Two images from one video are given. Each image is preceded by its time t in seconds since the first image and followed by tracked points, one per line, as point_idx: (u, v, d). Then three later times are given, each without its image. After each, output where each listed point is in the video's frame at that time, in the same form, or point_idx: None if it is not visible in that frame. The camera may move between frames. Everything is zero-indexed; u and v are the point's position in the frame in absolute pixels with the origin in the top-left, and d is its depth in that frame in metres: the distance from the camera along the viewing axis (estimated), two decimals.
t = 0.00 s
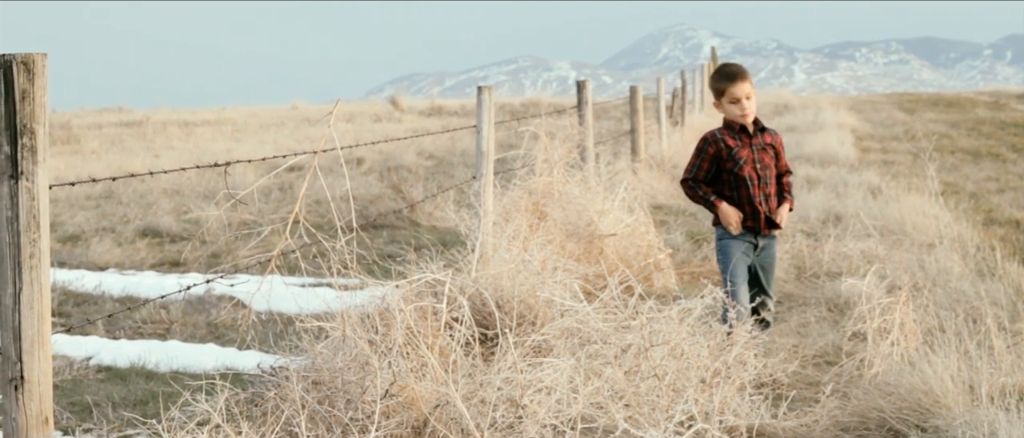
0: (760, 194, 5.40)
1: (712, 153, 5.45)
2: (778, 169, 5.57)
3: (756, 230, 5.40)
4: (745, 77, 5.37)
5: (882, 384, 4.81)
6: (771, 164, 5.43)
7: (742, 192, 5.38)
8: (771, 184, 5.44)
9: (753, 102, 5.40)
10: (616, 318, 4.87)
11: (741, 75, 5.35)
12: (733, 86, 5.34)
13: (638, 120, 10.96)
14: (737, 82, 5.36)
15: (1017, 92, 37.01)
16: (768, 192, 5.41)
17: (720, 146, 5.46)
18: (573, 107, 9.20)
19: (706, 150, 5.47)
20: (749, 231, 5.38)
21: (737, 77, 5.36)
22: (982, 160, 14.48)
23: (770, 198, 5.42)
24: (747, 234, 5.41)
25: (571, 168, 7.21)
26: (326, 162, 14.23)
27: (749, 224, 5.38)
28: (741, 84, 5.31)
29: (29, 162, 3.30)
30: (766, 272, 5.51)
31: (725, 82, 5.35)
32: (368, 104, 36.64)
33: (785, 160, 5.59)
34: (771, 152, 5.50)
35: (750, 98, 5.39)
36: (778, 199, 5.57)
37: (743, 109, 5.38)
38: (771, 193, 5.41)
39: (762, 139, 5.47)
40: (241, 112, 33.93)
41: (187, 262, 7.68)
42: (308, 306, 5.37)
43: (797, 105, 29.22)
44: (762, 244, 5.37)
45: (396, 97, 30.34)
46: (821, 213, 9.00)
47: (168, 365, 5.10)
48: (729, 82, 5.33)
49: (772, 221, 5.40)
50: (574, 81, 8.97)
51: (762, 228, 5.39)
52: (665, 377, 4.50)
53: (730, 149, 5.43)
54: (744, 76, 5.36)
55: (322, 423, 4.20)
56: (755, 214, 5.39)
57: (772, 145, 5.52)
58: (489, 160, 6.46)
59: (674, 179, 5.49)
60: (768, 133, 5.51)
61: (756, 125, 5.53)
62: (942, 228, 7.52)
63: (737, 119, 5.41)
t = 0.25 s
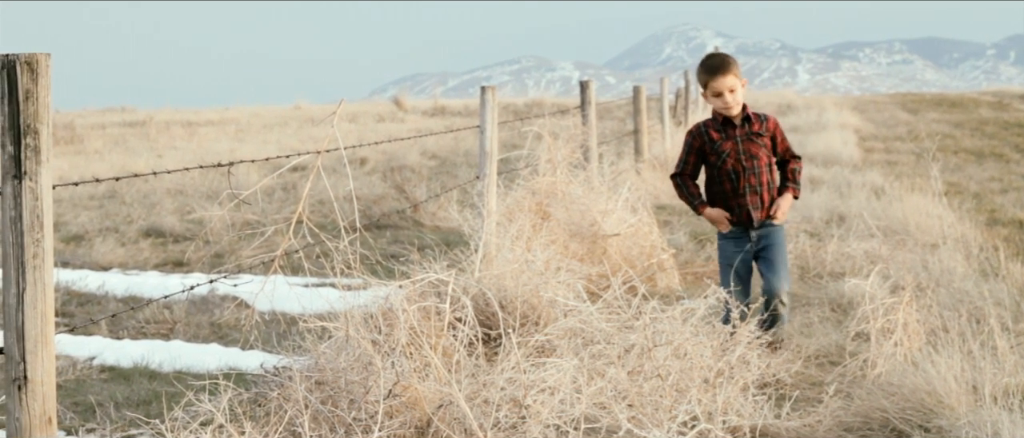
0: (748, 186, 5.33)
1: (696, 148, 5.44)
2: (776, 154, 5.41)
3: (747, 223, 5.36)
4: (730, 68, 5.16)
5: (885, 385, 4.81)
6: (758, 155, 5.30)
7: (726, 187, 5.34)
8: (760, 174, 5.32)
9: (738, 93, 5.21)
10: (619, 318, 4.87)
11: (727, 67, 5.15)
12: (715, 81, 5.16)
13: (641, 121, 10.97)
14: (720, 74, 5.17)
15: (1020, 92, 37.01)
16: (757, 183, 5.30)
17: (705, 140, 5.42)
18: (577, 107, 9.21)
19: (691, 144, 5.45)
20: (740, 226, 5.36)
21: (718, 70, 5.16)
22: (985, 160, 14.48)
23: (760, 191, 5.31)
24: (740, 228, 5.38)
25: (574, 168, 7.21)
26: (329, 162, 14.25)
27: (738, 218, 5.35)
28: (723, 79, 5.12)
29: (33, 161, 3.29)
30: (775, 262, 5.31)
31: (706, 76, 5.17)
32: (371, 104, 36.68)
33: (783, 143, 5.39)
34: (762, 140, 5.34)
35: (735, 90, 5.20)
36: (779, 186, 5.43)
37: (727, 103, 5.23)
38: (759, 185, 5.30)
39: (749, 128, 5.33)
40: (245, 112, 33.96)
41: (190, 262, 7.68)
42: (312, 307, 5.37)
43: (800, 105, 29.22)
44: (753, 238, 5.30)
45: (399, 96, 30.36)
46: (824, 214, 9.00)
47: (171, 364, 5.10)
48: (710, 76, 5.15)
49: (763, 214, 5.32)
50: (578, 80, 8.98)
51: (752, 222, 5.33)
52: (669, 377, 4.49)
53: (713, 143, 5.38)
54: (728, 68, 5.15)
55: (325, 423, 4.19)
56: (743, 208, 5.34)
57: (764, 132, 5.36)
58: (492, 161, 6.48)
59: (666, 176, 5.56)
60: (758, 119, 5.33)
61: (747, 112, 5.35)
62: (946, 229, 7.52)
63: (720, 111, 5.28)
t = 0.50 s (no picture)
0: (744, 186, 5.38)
1: (691, 152, 5.54)
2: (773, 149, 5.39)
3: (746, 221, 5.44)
4: (732, 73, 5.20)
5: (885, 385, 4.81)
6: (749, 154, 5.32)
7: (721, 189, 5.44)
8: (754, 173, 5.36)
9: (735, 96, 5.25)
10: (619, 318, 4.87)
11: (728, 73, 5.18)
12: (714, 83, 5.20)
13: (641, 121, 10.98)
14: (721, 77, 5.20)
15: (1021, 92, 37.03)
16: (750, 183, 5.35)
17: (698, 143, 5.51)
18: (577, 107, 9.22)
19: (686, 149, 5.56)
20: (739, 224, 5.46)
21: (716, 73, 5.20)
22: (986, 160, 14.48)
23: (755, 189, 5.36)
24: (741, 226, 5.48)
25: (575, 168, 7.22)
26: (330, 162, 14.28)
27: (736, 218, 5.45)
28: (724, 82, 5.16)
29: (32, 162, 3.29)
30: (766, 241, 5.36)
31: (705, 78, 5.21)
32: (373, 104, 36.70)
33: (780, 136, 5.36)
34: (754, 137, 5.35)
35: (734, 94, 5.23)
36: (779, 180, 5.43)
37: (722, 106, 5.26)
38: (753, 184, 5.35)
39: (740, 128, 5.35)
40: (245, 112, 33.98)
41: (191, 262, 7.69)
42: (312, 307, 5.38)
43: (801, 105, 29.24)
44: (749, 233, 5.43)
45: (400, 96, 30.39)
46: (825, 214, 9.01)
47: (171, 364, 5.10)
48: (709, 78, 5.19)
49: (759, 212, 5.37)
50: (578, 81, 8.99)
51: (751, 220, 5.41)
52: (669, 377, 4.49)
53: (705, 146, 5.46)
54: (729, 73, 5.18)
55: (326, 423, 4.18)
56: (741, 207, 5.42)
57: (756, 129, 5.36)
58: (492, 160, 6.49)
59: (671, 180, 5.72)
60: (749, 118, 5.33)
61: (740, 110, 5.36)
62: (946, 229, 7.53)
63: (713, 113, 5.32)
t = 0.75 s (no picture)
0: (756, 196, 5.30)
1: (703, 161, 5.46)
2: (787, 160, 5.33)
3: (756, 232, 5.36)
4: (748, 76, 5.12)
5: (886, 385, 4.81)
6: (764, 164, 5.25)
7: (733, 199, 5.35)
8: (767, 183, 5.29)
9: (751, 101, 5.17)
10: (620, 318, 4.87)
11: (744, 76, 5.10)
12: (730, 86, 5.12)
13: (642, 121, 10.98)
14: (736, 80, 5.13)
15: (1021, 92, 37.04)
16: (763, 193, 5.28)
17: (711, 152, 5.43)
18: (577, 107, 9.23)
19: (698, 158, 5.48)
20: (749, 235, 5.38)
21: (733, 76, 5.12)
22: (986, 160, 14.47)
23: (767, 200, 5.28)
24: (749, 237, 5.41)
25: (575, 168, 7.22)
26: (331, 162, 14.28)
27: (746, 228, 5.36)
28: (739, 85, 5.08)
29: (33, 162, 3.29)
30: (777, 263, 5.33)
31: (721, 80, 5.13)
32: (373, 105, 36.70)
33: (794, 147, 5.30)
34: (768, 147, 5.29)
35: (749, 99, 5.16)
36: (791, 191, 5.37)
37: (737, 110, 5.18)
38: (766, 194, 5.27)
39: (755, 137, 5.29)
40: (246, 112, 33.99)
41: (191, 262, 7.69)
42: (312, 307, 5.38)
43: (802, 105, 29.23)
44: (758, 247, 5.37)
45: (400, 96, 30.39)
46: (825, 214, 9.01)
47: (172, 364, 5.10)
48: (725, 81, 5.11)
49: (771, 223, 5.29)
50: (578, 81, 9.00)
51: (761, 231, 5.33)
52: (669, 377, 4.49)
53: (718, 154, 5.39)
54: (745, 76, 5.11)
55: (326, 424, 4.18)
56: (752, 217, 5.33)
57: (771, 138, 5.30)
58: (493, 160, 6.49)
59: (679, 190, 5.65)
60: (764, 126, 5.27)
61: (755, 119, 5.30)
62: (946, 229, 7.53)
63: (729, 118, 5.24)
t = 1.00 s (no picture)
0: (781, 210, 5.11)
1: (730, 165, 5.16)
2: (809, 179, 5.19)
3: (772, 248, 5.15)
4: (794, 80, 4.96)
5: (886, 385, 4.81)
6: (797, 178, 5.08)
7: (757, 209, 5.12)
8: (794, 199, 5.11)
9: (793, 108, 5.00)
10: (620, 318, 4.88)
11: (794, 80, 4.93)
12: (778, 86, 4.94)
13: (642, 121, 10.99)
14: (782, 83, 4.95)
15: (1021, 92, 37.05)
16: (790, 208, 5.10)
17: (741, 157, 5.15)
18: (578, 107, 9.23)
19: (726, 160, 5.17)
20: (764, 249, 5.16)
21: (781, 79, 4.93)
22: (987, 160, 14.47)
23: (792, 216, 5.10)
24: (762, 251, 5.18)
25: (576, 168, 7.23)
26: (331, 162, 14.28)
27: (763, 241, 5.14)
28: (787, 87, 4.91)
29: (33, 162, 3.29)
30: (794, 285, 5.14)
31: (770, 79, 4.94)
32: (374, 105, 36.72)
33: (820, 166, 5.18)
34: (799, 161, 5.13)
35: (793, 105, 4.99)
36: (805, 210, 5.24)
37: (778, 114, 4.99)
38: (792, 209, 5.09)
39: (791, 148, 5.10)
40: (246, 112, 34.02)
41: (191, 262, 7.70)
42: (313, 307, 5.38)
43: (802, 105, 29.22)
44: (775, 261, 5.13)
45: (400, 96, 30.39)
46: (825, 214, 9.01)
47: (173, 364, 5.11)
48: (773, 80, 4.93)
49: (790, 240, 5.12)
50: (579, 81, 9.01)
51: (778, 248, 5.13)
52: (670, 377, 4.49)
53: (750, 161, 5.12)
54: (793, 80, 4.94)
55: (327, 423, 4.17)
56: (772, 231, 5.12)
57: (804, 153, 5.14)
58: (493, 160, 6.50)
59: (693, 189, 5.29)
60: (801, 139, 5.10)
61: (790, 129, 5.11)
62: (947, 229, 7.53)
63: (768, 124, 5.03)
